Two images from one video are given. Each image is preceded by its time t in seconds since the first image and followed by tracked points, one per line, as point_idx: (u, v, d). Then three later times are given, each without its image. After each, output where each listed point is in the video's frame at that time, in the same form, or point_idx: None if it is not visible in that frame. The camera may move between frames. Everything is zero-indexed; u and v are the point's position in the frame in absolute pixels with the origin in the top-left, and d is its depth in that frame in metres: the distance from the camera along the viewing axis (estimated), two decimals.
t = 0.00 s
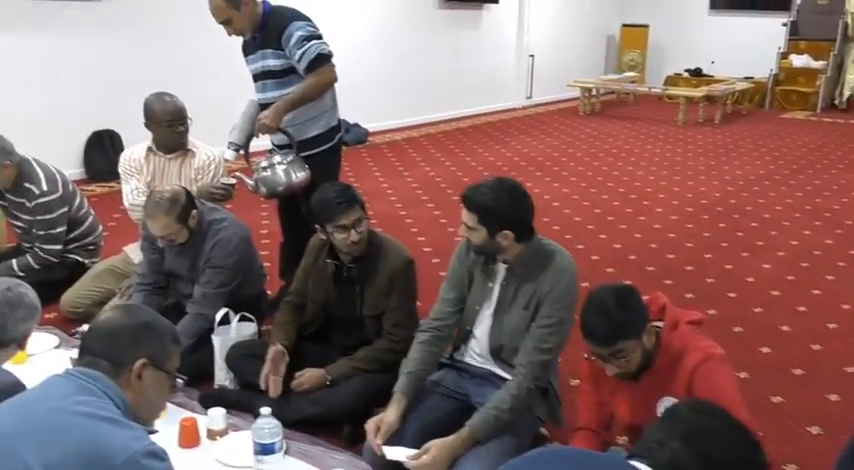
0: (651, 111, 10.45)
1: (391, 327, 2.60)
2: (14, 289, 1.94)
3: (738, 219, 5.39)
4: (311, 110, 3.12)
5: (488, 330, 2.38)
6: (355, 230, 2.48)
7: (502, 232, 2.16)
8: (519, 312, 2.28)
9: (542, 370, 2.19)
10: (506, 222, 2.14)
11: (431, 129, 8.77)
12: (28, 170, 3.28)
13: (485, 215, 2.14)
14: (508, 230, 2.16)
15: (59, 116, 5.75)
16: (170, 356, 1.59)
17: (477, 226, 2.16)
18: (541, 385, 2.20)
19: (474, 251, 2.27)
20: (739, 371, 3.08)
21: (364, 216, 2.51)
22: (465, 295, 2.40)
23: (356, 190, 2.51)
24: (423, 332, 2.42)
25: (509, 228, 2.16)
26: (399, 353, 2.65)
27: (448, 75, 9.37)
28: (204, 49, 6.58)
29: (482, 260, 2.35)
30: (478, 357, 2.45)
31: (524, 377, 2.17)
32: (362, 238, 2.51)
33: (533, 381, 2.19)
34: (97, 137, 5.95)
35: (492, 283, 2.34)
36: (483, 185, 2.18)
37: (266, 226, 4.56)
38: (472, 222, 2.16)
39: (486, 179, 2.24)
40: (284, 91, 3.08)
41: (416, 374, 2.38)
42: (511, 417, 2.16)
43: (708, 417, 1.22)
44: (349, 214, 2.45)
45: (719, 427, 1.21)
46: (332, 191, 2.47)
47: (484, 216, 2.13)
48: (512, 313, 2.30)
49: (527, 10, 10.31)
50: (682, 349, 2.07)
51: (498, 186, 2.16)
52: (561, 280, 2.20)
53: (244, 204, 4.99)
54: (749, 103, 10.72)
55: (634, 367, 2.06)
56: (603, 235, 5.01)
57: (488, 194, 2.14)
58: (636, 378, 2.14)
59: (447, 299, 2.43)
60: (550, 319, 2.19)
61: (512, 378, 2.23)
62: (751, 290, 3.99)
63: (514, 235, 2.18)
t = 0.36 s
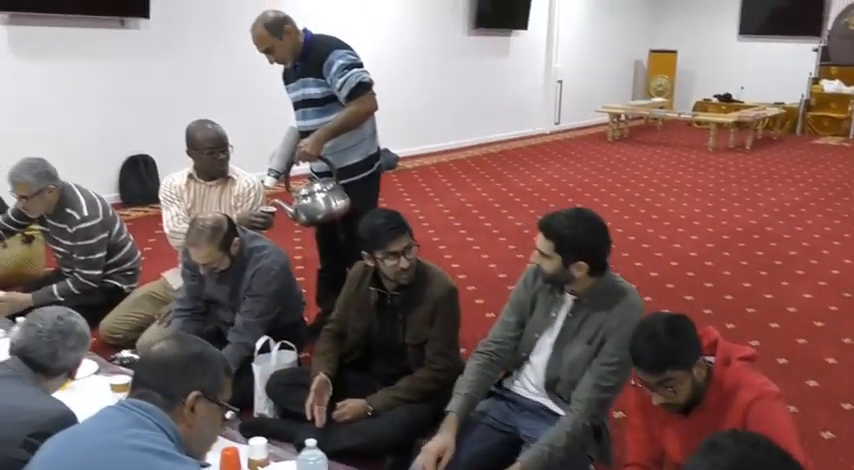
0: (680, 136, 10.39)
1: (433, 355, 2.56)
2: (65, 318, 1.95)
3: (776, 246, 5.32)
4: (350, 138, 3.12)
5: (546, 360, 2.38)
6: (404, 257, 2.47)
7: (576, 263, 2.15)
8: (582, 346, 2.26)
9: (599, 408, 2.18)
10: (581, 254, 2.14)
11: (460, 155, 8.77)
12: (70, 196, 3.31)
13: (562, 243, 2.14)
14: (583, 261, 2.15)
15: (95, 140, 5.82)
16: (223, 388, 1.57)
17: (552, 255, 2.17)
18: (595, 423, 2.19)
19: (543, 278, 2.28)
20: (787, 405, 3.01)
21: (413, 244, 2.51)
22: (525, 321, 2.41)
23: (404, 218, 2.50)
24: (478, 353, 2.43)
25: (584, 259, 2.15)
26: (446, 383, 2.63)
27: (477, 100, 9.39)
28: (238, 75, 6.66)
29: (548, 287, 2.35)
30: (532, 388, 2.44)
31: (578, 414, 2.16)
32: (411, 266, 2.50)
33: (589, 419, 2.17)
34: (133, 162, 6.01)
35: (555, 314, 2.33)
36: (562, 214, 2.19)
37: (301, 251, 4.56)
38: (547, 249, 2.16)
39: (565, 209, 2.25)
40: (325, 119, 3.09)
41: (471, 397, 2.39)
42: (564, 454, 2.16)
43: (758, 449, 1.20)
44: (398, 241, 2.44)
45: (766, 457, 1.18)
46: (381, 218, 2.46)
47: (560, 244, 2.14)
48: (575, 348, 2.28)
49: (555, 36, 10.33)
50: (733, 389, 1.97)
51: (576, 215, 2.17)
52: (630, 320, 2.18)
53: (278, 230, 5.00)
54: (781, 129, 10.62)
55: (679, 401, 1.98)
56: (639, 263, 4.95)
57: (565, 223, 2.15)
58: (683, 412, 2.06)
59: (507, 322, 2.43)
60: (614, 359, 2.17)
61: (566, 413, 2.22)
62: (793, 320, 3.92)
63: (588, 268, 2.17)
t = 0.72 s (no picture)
0: (701, 154, 10.34)
1: (462, 377, 2.54)
2: (96, 340, 1.92)
3: (802, 266, 5.25)
4: (377, 158, 3.11)
5: (574, 380, 2.35)
6: (431, 278, 2.45)
7: (605, 287, 2.13)
8: (611, 370, 2.23)
9: (628, 432, 2.14)
10: (610, 279, 2.12)
11: (480, 174, 8.76)
12: (98, 215, 3.34)
13: (592, 267, 2.13)
14: (612, 286, 2.13)
15: (119, 161, 5.85)
16: (259, 412, 1.56)
17: (581, 277, 2.17)
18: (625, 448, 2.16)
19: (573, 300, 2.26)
20: (821, 429, 2.95)
21: (443, 265, 2.49)
22: (553, 341, 2.38)
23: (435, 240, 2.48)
24: (503, 369, 2.40)
25: (613, 284, 2.13)
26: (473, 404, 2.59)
27: (497, 119, 9.39)
28: (260, 95, 6.70)
29: (578, 307, 2.32)
30: (559, 410, 2.42)
31: (607, 438, 2.14)
32: (439, 288, 2.49)
33: (618, 444, 2.14)
34: (156, 182, 6.05)
35: (585, 335, 2.31)
36: (595, 237, 2.17)
37: (323, 271, 4.55)
38: (576, 271, 2.16)
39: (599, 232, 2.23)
40: (352, 139, 3.09)
41: (494, 417, 2.37)
42: None
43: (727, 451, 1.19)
44: (428, 263, 2.43)
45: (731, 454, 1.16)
46: (411, 239, 2.45)
47: (589, 268, 2.13)
48: (604, 371, 2.25)
49: (574, 55, 10.33)
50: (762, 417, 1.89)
51: (606, 239, 2.15)
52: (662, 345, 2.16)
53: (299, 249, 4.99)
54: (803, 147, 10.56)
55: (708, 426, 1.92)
56: (664, 282, 4.90)
57: (598, 248, 2.13)
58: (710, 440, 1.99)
59: (535, 341, 2.40)
60: (644, 383, 2.15)
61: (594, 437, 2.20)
62: (824, 342, 3.85)
63: (617, 293, 2.15)
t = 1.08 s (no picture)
0: (729, 173, 10.23)
1: (486, 396, 2.50)
2: (117, 346, 1.93)
3: (832, 289, 5.16)
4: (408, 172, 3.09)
5: (586, 402, 2.30)
6: (457, 295, 2.43)
7: (603, 305, 2.11)
8: (621, 388, 2.22)
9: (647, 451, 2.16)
10: (608, 296, 2.09)
11: (504, 187, 8.72)
12: (126, 221, 3.36)
13: (587, 285, 2.10)
14: (610, 303, 2.10)
15: (146, 166, 5.88)
16: (283, 429, 1.53)
17: (579, 295, 2.13)
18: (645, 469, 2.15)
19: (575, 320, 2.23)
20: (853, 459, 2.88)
21: (468, 282, 2.46)
22: (562, 360, 2.36)
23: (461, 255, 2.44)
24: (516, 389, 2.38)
25: (611, 302, 2.10)
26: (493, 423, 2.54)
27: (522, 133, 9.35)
28: (287, 104, 6.71)
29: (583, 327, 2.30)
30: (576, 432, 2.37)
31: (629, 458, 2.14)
32: (464, 305, 2.46)
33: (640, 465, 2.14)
34: (181, 188, 6.07)
35: (592, 353, 2.29)
36: (590, 253, 2.15)
37: (346, 282, 4.53)
38: (573, 290, 2.13)
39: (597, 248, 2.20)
40: (383, 152, 3.08)
41: (508, 442, 2.33)
42: None
43: None
44: (452, 279, 2.40)
45: None
46: (436, 254, 2.42)
47: (587, 287, 2.10)
48: (613, 390, 2.24)
49: (602, 71, 10.28)
50: (783, 455, 1.80)
51: (602, 255, 2.13)
52: (670, 360, 2.16)
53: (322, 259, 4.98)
54: (833, 168, 10.42)
55: (711, 455, 1.86)
56: (690, 302, 4.83)
57: (595, 264, 2.11)
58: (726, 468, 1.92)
59: (545, 361, 2.37)
60: (655, 399, 2.15)
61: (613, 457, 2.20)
62: None
63: (615, 310, 2.12)
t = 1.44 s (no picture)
0: (779, 189, 10.02)
1: (529, 416, 2.44)
2: (138, 351, 1.87)
3: None
4: (457, 185, 3.07)
5: (628, 425, 2.21)
6: (495, 315, 2.39)
7: (627, 323, 2.05)
8: (660, 407, 2.12)
9: None
10: (631, 314, 2.03)
11: (548, 202, 8.64)
12: (175, 235, 3.40)
13: (610, 303, 2.05)
14: (633, 321, 2.04)
15: (192, 179, 5.95)
16: (324, 451, 1.51)
17: (604, 315, 2.07)
18: None
19: (603, 342, 2.16)
20: None
21: (510, 301, 2.43)
22: (596, 381, 2.27)
23: (505, 272, 2.42)
24: (554, 413, 2.33)
25: (636, 321, 2.04)
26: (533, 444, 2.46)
27: (566, 147, 9.27)
28: (332, 118, 6.75)
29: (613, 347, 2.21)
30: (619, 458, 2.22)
31: None
32: (501, 326, 2.42)
33: None
34: (226, 201, 6.12)
35: (624, 373, 2.20)
36: (611, 271, 2.10)
37: (388, 296, 4.51)
38: (597, 310, 2.08)
39: (617, 266, 2.15)
40: (434, 165, 3.06)
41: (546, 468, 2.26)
42: None
43: None
44: (496, 296, 2.37)
45: None
46: (480, 270, 2.39)
47: (610, 306, 2.05)
48: (652, 409, 2.14)
49: (648, 85, 10.17)
50: None
51: (624, 273, 2.08)
52: (704, 374, 2.06)
53: (364, 273, 4.96)
54: None
55: None
56: (740, 322, 4.71)
57: (616, 282, 2.06)
58: None
59: (580, 384, 2.30)
60: (696, 415, 2.06)
61: None
62: None
63: (641, 329, 2.07)
